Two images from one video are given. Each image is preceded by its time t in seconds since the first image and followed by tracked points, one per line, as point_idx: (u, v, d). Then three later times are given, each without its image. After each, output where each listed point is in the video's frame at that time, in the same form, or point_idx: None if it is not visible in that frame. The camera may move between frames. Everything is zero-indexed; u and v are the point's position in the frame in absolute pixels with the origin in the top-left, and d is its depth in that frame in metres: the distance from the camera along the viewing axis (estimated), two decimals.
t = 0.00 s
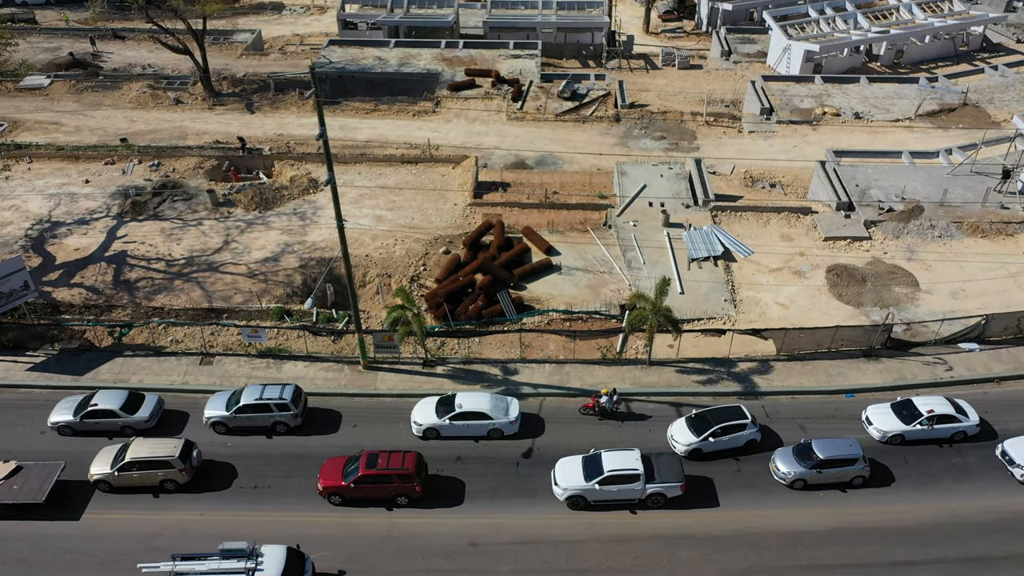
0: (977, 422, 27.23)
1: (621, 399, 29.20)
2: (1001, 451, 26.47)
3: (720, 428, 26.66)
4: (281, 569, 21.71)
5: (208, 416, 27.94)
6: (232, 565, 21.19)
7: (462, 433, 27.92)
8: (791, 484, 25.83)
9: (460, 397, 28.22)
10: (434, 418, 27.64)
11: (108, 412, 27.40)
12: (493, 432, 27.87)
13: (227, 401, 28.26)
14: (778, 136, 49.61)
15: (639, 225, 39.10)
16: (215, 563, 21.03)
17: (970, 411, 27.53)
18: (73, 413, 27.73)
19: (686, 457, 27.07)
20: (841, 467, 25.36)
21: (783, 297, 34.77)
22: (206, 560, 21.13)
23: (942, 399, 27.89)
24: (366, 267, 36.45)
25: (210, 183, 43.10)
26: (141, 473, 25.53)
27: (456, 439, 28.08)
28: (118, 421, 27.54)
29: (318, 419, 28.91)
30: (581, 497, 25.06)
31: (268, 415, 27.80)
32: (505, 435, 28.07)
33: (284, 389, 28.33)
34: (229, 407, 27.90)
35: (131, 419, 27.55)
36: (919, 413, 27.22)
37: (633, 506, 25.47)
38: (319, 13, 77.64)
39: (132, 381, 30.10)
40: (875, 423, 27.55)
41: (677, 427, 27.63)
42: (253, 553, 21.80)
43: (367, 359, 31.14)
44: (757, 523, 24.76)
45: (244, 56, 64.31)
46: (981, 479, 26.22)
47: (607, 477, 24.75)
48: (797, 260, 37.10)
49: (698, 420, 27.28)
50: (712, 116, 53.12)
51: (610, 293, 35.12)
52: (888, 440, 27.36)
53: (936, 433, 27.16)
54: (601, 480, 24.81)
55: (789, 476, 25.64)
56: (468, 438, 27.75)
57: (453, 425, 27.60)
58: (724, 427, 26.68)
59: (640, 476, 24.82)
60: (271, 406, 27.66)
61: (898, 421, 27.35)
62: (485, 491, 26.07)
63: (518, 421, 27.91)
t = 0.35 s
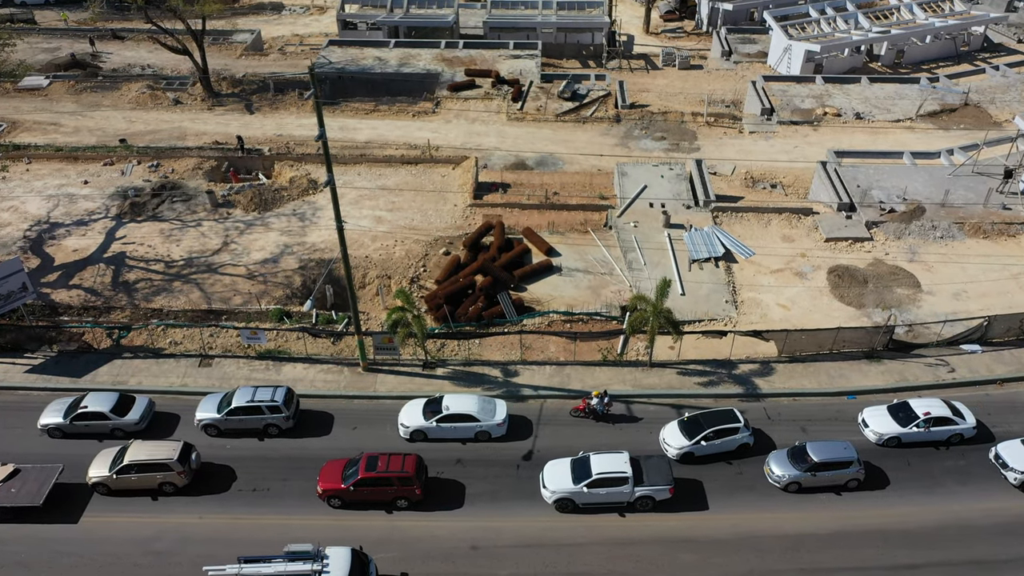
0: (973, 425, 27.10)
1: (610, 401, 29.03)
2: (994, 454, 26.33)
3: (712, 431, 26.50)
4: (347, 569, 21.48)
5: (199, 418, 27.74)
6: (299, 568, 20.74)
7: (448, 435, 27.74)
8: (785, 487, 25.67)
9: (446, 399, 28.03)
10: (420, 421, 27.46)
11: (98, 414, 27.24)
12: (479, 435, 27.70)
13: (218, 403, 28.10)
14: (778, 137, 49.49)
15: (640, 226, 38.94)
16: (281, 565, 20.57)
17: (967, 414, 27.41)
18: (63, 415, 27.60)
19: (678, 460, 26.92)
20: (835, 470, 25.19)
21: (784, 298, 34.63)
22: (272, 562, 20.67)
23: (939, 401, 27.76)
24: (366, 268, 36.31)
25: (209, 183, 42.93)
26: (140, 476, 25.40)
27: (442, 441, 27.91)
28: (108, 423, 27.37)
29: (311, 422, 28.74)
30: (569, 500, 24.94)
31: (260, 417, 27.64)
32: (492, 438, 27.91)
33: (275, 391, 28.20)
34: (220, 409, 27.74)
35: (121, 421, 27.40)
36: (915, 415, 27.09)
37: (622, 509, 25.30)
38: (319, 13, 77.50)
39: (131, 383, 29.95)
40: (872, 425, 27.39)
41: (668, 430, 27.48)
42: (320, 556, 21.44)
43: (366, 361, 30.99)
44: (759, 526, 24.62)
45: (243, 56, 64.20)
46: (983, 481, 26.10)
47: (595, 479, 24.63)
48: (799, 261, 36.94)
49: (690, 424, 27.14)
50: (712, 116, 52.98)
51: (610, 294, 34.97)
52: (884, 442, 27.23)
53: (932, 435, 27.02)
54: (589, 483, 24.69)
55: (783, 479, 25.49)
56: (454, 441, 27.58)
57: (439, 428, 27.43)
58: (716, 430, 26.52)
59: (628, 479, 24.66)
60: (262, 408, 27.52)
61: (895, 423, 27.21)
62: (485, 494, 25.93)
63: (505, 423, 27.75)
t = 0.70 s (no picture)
0: (967, 426, 27.05)
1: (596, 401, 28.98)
2: (985, 456, 26.32)
3: (703, 433, 26.43)
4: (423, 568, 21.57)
5: (192, 419, 27.73)
6: (376, 565, 20.91)
7: (434, 436, 27.66)
8: (777, 489, 25.62)
9: (432, 400, 27.97)
10: (406, 422, 27.39)
11: (88, 415, 27.19)
12: (465, 436, 27.63)
13: (211, 405, 28.05)
14: (778, 138, 49.48)
15: (640, 227, 38.90)
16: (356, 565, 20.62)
17: (960, 415, 27.36)
18: (53, 417, 27.52)
19: (668, 462, 26.85)
20: (827, 472, 25.12)
21: (784, 299, 34.60)
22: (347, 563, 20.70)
23: (933, 403, 27.72)
24: (366, 269, 36.28)
25: (209, 185, 42.87)
26: (139, 477, 25.37)
27: (428, 441, 27.88)
28: (97, 425, 27.29)
29: (304, 424, 28.68)
30: (556, 501, 24.89)
31: (252, 418, 27.60)
32: (478, 439, 27.81)
33: (268, 392, 28.14)
34: (212, 410, 27.70)
35: (110, 422, 27.31)
36: (909, 416, 27.05)
37: (609, 510, 25.25)
38: (319, 15, 77.53)
39: (130, 385, 29.91)
40: (865, 426, 27.35)
41: (659, 432, 27.41)
42: (394, 554, 21.61)
43: (366, 362, 30.92)
44: (759, 527, 24.59)
45: (243, 58, 64.23)
46: (983, 483, 26.07)
47: (582, 481, 24.59)
48: (798, 262, 36.89)
49: (680, 425, 27.06)
50: (712, 118, 52.95)
51: (610, 296, 34.93)
52: (878, 443, 27.18)
53: (926, 437, 26.99)
54: (576, 484, 24.66)
55: (775, 480, 25.43)
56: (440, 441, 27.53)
57: (425, 429, 27.36)
58: (706, 433, 26.42)
59: (615, 480, 24.61)
60: (254, 409, 27.45)
61: (888, 425, 27.17)
62: (485, 495, 25.89)
63: (491, 424, 27.62)
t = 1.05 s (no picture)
0: (957, 419, 27.26)
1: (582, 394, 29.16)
2: (972, 448, 26.54)
3: (692, 426, 26.63)
4: (495, 556, 21.65)
5: (188, 412, 27.91)
6: (448, 552, 20.89)
7: (422, 428, 27.84)
8: (766, 480, 25.85)
9: (420, 392, 28.17)
10: (393, 414, 27.52)
11: (81, 407, 27.42)
12: (453, 428, 27.85)
13: (206, 398, 28.23)
14: (777, 136, 49.70)
15: (639, 223, 39.07)
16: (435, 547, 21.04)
17: (951, 408, 27.58)
18: (46, 409, 27.72)
19: (657, 454, 27.05)
20: (816, 463, 25.34)
21: (783, 294, 34.77)
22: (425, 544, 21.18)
23: (924, 396, 28.00)
24: (366, 265, 36.45)
25: (210, 181, 43.00)
26: (141, 468, 25.60)
27: (415, 434, 28.00)
28: (91, 417, 27.53)
29: (298, 417, 28.87)
30: (543, 492, 25.12)
31: (247, 411, 27.78)
32: (466, 431, 28.05)
33: (263, 385, 28.34)
34: (207, 403, 27.89)
35: (104, 414, 27.56)
36: (899, 409, 27.31)
37: (596, 501, 25.51)
38: (319, 14, 77.78)
39: (132, 378, 30.11)
40: (856, 419, 27.62)
41: (648, 424, 27.63)
42: (467, 540, 21.81)
43: (366, 356, 31.08)
44: (756, 518, 24.81)
45: (243, 57, 64.46)
46: (979, 474, 26.27)
47: (569, 472, 24.83)
48: (797, 257, 37.05)
49: (669, 418, 27.26)
50: (711, 115, 53.16)
51: (609, 290, 35.11)
52: (869, 436, 27.39)
53: (916, 429, 27.21)
54: (563, 475, 24.91)
55: (765, 472, 25.66)
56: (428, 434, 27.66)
57: (413, 421, 27.51)
58: (695, 425, 26.64)
59: (602, 471, 24.87)
60: (250, 402, 27.63)
61: (879, 417, 27.43)
62: (485, 486, 26.12)
63: (478, 416, 27.91)
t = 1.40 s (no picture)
0: (941, 403, 27.76)
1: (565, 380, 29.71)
2: (953, 431, 27.12)
3: (677, 410, 27.17)
4: (576, 530, 22.16)
5: (186, 395, 28.47)
6: (530, 526, 22.22)
7: (411, 413, 28.41)
8: (752, 462, 26.41)
9: (409, 377, 28.76)
10: (383, 398, 28.06)
11: (79, 391, 27.94)
12: (442, 412, 28.42)
13: (204, 382, 28.81)
14: (774, 130, 50.24)
15: (637, 214, 39.61)
16: (519, 521, 22.39)
17: (935, 393, 28.09)
18: (45, 393, 28.23)
19: (643, 437, 27.64)
20: (801, 445, 25.90)
21: (778, 283, 35.25)
22: (508, 518, 22.60)
23: (909, 381, 28.52)
24: (367, 255, 36.92)
25: (213, 174, 43.48)
26: (147, 450, 26.18)
27: (405, 417, 28.60)
28: (89, 401, 28.08)
29: (295, 401, 29.42)
30: (532, 473, 25.71)
31: (245, 395, 28.37)
32: (454, 415, 28.62)
33: (260, 369, 28.93)
34: (206, 387, 28.46)
35: (102, 399, 28.12)
36: (884, 393, 27.83)
37: (584, 482, 26.07)
38: (320, 12, 78.35)
39: (138, 364, 30.63)
40: (842, 403, 28.18)
41: (635, 408, 28.18)
42: (548, 515, 22.61)
43: (368, 343, 31.57)
44: (750, 498, 25.37)
45: (245, 54, 65.00)
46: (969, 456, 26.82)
47: (557, 453, 25.38)
48: (792, 247, 37.55)
49: (656, 401, 27.81)
50: (709, 110, 53.69)
51: (607, 280, 35.62)
52: (854, 419, 27.96)
53: (900, 413, 27.77)
54: (551, 456, 25.45)
55: (750, 454, 26.22)
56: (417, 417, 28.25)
57: (401, 405, 28.09)
58: (681, 409, 27.19)
59: (589, 452, 25.43)
60: (247, 386, 28.24)
61: (864, 401, 27.97)
62: (485, 467, 26.67)
63: (466, 400, 28.44)
